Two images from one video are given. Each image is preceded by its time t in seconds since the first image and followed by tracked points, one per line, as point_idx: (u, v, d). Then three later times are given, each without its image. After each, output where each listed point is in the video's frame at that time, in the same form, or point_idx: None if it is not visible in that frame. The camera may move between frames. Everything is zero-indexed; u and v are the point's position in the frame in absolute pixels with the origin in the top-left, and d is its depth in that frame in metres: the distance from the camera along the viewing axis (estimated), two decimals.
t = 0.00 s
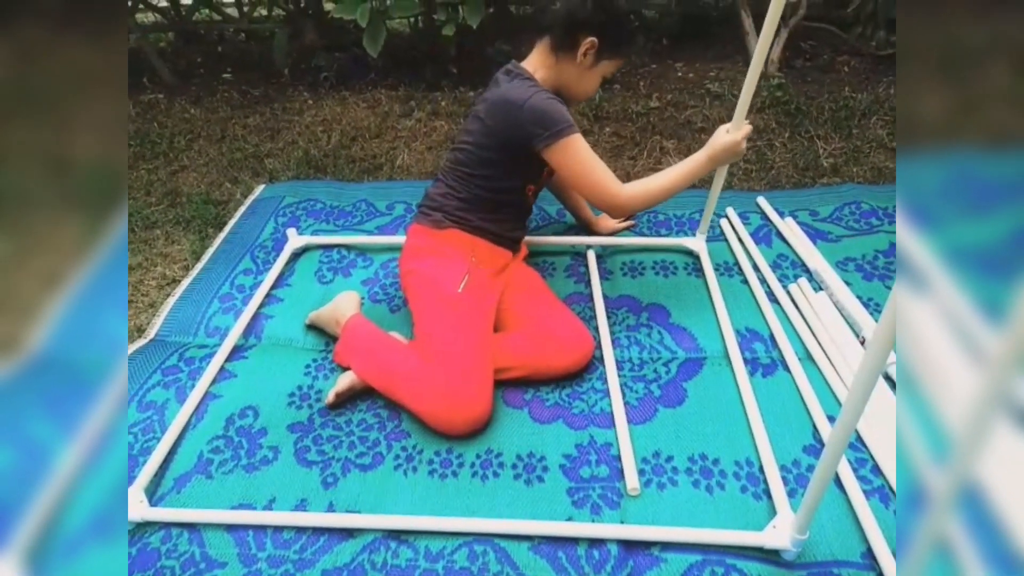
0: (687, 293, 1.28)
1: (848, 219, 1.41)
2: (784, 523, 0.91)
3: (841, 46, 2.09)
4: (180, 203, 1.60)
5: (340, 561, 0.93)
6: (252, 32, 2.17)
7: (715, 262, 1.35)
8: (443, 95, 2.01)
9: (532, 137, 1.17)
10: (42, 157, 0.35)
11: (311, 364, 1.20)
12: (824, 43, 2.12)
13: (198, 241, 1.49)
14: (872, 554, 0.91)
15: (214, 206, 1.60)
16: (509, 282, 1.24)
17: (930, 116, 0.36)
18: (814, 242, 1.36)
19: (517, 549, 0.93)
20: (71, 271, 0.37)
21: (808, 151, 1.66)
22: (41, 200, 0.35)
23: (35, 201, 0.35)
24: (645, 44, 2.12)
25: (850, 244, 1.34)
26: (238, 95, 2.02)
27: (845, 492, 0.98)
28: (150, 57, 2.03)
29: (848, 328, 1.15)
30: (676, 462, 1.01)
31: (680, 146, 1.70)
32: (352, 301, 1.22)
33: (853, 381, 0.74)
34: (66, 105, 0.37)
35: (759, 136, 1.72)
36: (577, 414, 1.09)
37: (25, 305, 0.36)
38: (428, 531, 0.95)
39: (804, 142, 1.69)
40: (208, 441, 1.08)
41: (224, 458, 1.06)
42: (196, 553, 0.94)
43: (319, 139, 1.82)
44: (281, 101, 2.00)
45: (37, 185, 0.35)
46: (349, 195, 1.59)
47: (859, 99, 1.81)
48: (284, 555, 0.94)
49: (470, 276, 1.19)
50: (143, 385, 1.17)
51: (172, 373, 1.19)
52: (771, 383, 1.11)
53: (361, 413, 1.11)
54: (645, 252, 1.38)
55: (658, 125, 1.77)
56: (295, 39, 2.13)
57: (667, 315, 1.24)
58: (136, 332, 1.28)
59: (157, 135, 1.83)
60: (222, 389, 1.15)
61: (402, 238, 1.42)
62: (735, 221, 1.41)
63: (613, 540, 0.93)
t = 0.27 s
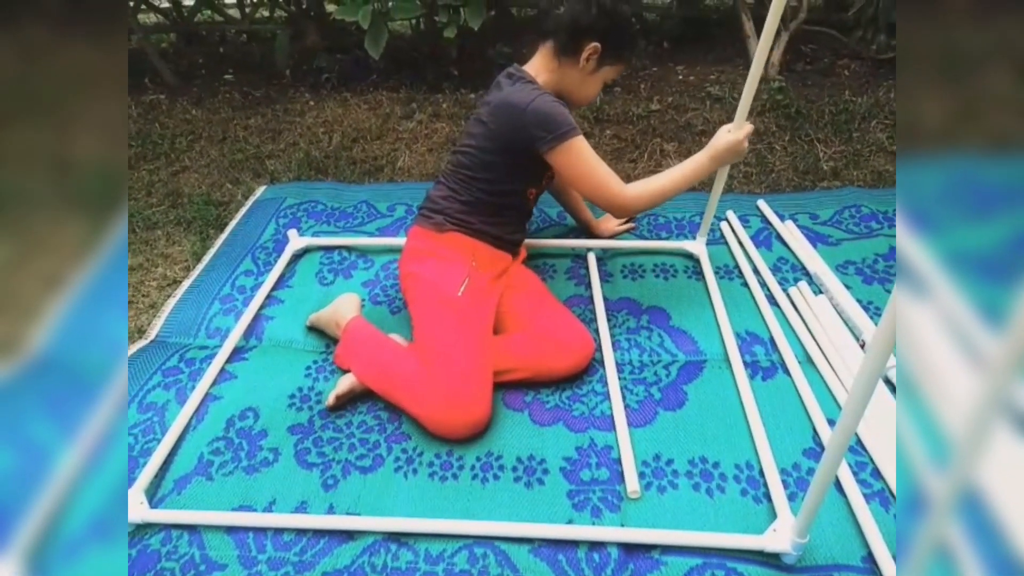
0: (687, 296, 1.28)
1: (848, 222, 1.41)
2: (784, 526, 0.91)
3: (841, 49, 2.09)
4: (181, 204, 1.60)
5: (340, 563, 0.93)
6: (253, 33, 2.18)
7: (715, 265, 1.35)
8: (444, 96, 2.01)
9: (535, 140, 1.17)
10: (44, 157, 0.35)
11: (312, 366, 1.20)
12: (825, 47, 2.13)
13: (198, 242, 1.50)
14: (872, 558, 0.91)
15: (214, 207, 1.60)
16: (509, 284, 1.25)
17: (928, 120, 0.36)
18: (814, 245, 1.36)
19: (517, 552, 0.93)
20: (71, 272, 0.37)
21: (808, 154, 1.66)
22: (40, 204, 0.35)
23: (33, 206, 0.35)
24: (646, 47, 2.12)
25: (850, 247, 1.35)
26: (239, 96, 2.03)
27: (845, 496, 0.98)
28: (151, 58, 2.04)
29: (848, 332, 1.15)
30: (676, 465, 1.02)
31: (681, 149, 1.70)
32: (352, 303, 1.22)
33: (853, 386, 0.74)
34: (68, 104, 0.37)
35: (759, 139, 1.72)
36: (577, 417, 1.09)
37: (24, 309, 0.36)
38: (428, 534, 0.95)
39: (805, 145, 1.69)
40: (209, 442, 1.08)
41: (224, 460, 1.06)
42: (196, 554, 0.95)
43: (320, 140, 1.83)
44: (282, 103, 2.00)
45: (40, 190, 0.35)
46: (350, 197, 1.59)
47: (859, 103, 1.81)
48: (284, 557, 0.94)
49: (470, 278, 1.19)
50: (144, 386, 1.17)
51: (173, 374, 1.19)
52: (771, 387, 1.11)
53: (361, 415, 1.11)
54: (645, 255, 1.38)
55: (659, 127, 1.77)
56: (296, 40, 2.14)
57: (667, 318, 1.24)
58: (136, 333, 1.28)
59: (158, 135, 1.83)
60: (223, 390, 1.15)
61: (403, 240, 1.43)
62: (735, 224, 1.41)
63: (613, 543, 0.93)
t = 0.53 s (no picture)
0: (688, 295, 1.28)
1: (849, 221, 1.41)
2: (784, 524, 0.91)
3: (843, 48, 2.09)
4: (182, 199, 1.60)
5: (340, 558, 0.93)
6: (255, 28, 2.18)
7: (715, 264, 1.35)
8: (446, 93, 2.01)
9: (543, 140, 1.17)
10: (48, 150, 0.35)
11: (313, 362, 1.20)
12: (827, 46, 2.13)
13: (199, 238, 1.50)
14: (871, 557, 0.91)
15: (215, 202, 1.60)
16: (510, 280, 1.25)
17: (930, 117, 0.37)
18: (815, 244, 1.36)
19: (517, 548, 0.94)
20: (72, 265, 0.38)
21: (809, 153, 1.66)
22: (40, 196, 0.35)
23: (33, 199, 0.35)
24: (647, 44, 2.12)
25: (850, 246, 1.35)
26: (240, 92, 2.03)
27: (844, 495, 0.98)
28: (153, 53, 2.04)
29: (849, 331, 1.16)
30: (676, 463, 1.02)
31: (683, 147, 1.70)
32: (353, 299, 1.22)
33: (853, 386, 0.74)
34: (74, 97, 0.37)
35: (761, 137, 1.72)
36: (577, 414, 1.09)
37: (25, 304, 0.36)
38: (428, 530, 0.95)
39: (806, 144, 1.69)
40: (209, 437, 1.08)
41: (225, 455, 1.06)
42: (196, 549, 0.95)
43: (321, 136, 1.83)
44: (283, 98, 2.00)
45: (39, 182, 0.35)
46: (351, 193, 1.59)
47: (861, 102, 1.81)
48: (284, 552, 0.94)
49: (471, 275, 1.19)
50: (145, 381, 1.17)
51: (173, 370, 1.19)
52: (771, 386, 1.12)
53: (361, 411, 1.11)
54: (646, 253, 1.38)
55: (661, 125, 1.77)
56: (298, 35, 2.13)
57: (668, 317, 1.24)
58: (137, 328, 1.29)
59: (159, 130, 1.83)
60: (223, 386, 1.16)
61: (404, 237, 1.43)
62: (736, 223, 1.41)
63: (613, 540, 0.93)
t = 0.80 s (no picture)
0: (686, 295, 1.28)
1: (847, 222, 1.41)
2: (781, 525, 0.91)
3: (841, 49, 2.09)
4: (180, 198, 1.60)
5: (338, 559, 0.93)
6: (254, 28, 2.18)
7: (714, 265, 1.35)
8: (445, 93, 2.01)
9: (540, 140, 1.17)
10: (44, 149, 0.35)
11: (311, 362, 1.20)
12: (825, 47, 2.13)
13: (197, 237, 1.50)
14: (868, 557, 0.91)
15: (214, 202, 1.60)
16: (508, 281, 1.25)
17: (930, 117, 0.37)
18: (814, 245, 1.36)
19: (514, 548, 0.94)
20: (69, 262, 0.37)
21: (808, 154, 1.66)
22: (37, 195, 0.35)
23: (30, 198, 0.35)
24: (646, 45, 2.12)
25: (849, 247, 1.35)
26: (238, 91, 2.02)
27: (841, 496, 0.98)
28: (152, 52, 2.03)
29: (846, 332, 1.16)
30: (674, 463, 1.02)
31: (681, 148, 1.70)
32: (351, 299, 1.22)
33: (850, 387, 0.74)
34: (73, 97, 0.37)
35: (760, 138, 1.72)
36: (575, 415, 1.09)
37: (22, 302, 0.36)
38: (426, 530, 0.95)
39: (805, 145, 1.69)
40: (207, 437, 1.08)
41: (223, 455, 1.06)
42: (194, 549, 0.95)
43: (319, 136, 1.83)
44: (282, 98, 2.00)
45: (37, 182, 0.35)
46: (349, 193, 1.59)
47: (860, 103, 1.82)
48: (282, 552, 0.94)
49: (468, 275, 1.19)
50: (142, 381, 1.17)
51: (171, 369, 1.19)
52: (769, 387, 1.12)
53: (359, 411, 1.11)
54: (644, 254, 1.38)
55: (659, 126, 1.77)
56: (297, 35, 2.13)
57: (666, 317, 1.24)
58: (134, 328, 1.28)
59: (157, 130, 1.83)
60: (221, 386, 1.15)
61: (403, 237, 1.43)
62: (735, 224, 1.41)
63: (610, 540, 0.93)
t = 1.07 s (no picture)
0: (684, 292, 1.28)
1: (846, 219, 1.41)
2: (779, 522, 0.91)
3: (841, 45, 2.09)
4: (178, 194, 1.59)
5: (336, 555, 0.93)
6: (252, 23, 2.17)
7: (712, 261, 1.35)
8: (443, 89, 2.01)
9: (493, 130, 1.16)
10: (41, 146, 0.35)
11: (309, 359, 1.19)
12: (825, 43, 2.12)
13: (195, 233, 1.49)
14: (866, 554, 0.91)
15: (211, 198, 1.59)
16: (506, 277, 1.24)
17: (926, 116, 0.36)
18: (813, 242, 1.36)
19: (513, 545, 0.93)
20: (67, 257, 0.37)
21: (807, 151, 1.66)
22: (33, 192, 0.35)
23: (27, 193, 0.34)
24: (645, 41, 2.11)
25: (848, 244, 1.35)
26: (236, 87, 2.02)
27: (840, 493, 0.98)
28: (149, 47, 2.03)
29: (845, 329, 1.16)
30: (672, 460, 1.02)
31: (680, 144, 1.70)
32: (349, 295, 1.22)
33: (850, 385, 0.74)
34: (67, 94, 0.37)
35: (759, 135, 1.72)
36: (574, 411, 1.09)
37: (21, 298, 0.36)
38: (424, 527, 0.95)
39: (804, 142, 1.69)
40: (205, 434, 1.08)
41: (221, 451, 1.06)
42: (192, 546, 0.95)
43: (318, 132, 1.82)
44: (280, 93, 2.00)
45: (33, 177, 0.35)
46: (347, 189, 1.58)
47: (859, 99, 1.81)
48: (280, 549, 0.94)
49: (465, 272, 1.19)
50: (140, 377, 1.17)
51: (169, 366, 1.19)
52: (768, 383, 1.12)
53: (358, 408, 1.11)
54: (643, 250, 1.38)
55: (658, 122, 1.77)
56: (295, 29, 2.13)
57: (665, 314, 1.24)
58: (131, 324, 1.28)
59: (154, 125, 1.82)
60: (219, 382, 1.15)
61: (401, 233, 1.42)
62: (734, 220, 1.41)
63: (609, 537, 0.93)
